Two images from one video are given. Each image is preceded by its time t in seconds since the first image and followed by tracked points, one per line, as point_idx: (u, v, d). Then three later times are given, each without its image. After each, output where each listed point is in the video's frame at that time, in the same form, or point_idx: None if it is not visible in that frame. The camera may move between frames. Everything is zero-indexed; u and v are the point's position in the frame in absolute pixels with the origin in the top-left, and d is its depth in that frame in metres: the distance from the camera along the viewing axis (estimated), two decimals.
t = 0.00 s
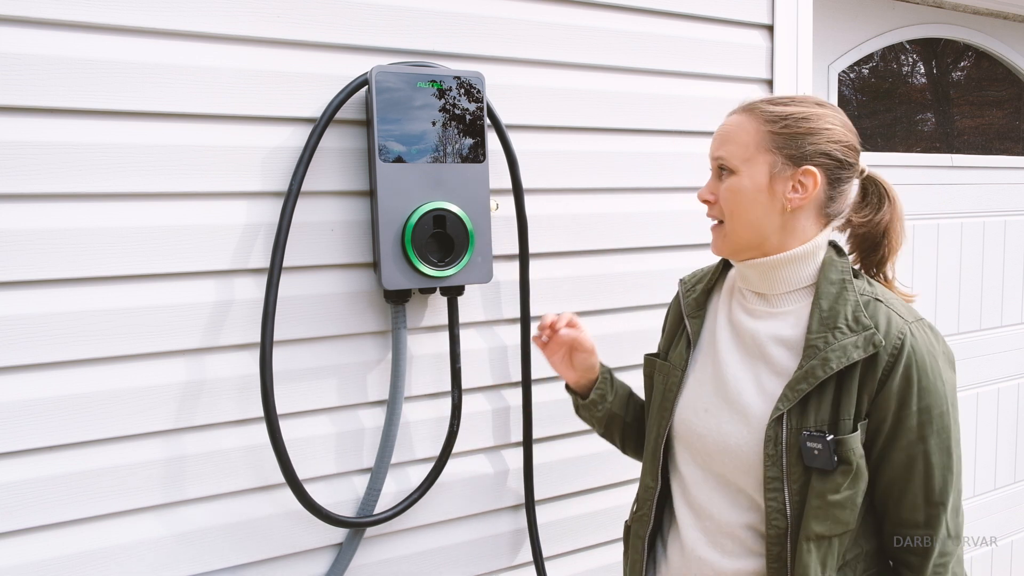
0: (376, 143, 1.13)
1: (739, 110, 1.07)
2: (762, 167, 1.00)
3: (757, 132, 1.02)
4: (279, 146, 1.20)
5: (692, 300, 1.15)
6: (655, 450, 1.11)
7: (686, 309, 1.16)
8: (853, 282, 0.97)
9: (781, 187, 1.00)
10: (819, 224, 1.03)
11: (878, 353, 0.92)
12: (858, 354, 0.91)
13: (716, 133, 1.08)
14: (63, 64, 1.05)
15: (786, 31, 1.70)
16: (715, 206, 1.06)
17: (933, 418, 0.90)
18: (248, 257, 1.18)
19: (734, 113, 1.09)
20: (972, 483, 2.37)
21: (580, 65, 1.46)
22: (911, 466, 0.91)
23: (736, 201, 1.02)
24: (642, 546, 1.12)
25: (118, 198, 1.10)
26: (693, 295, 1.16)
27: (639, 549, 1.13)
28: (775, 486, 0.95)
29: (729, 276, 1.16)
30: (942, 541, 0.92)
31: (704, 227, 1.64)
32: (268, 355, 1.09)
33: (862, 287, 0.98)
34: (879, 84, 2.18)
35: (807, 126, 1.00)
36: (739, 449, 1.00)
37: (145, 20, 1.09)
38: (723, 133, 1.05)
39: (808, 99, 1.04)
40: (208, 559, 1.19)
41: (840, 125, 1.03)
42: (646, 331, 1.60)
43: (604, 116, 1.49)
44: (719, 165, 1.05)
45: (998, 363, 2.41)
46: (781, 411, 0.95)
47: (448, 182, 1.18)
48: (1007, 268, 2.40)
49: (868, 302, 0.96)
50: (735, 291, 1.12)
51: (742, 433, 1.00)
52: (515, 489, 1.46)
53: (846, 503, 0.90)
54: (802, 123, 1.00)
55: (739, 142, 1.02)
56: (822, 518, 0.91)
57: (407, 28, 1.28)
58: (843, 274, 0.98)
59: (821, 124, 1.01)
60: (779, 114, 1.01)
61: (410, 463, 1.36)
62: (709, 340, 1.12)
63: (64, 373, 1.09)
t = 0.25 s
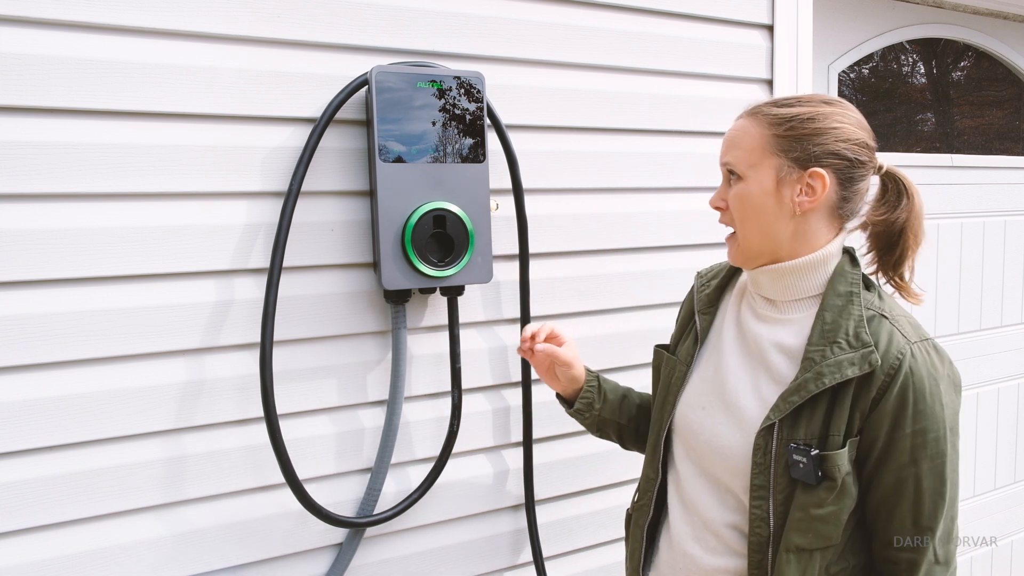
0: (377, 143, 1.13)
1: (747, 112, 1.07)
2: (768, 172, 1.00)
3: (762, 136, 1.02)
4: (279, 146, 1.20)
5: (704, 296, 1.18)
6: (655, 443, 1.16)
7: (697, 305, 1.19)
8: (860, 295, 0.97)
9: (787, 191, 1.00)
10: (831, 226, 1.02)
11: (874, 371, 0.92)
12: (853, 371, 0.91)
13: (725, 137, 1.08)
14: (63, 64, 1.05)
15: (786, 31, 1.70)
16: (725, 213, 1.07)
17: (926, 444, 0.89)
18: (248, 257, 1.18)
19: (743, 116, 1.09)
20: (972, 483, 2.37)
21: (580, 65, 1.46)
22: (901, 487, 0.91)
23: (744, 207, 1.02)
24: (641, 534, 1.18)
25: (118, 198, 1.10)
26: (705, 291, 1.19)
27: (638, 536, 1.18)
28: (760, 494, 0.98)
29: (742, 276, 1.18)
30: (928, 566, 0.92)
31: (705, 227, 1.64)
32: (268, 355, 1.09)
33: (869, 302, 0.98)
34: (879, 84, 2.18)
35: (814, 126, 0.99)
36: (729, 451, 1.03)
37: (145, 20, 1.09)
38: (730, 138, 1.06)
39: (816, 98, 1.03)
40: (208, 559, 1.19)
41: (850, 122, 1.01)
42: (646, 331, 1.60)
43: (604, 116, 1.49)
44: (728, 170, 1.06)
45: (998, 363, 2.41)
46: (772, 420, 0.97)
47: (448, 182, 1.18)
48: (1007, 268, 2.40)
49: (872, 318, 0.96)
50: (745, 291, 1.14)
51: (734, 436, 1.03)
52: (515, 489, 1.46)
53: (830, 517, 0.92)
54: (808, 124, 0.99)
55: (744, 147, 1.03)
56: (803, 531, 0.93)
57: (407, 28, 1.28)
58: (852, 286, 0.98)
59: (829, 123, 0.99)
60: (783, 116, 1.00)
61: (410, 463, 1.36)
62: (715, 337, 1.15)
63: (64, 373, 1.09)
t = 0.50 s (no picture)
0: (377, 143, 1.13)
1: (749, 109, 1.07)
2: (768, 169, 1.01)
3: (763, 133, 1.02)
4: (279, 146, 1.20)
5: (704, 295, 1.19)
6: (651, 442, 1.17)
7: (696, 304, 1.19)
8: (856, 299, 0.97)
9: (787, 189, 1.00)
10: (831, 226, 1.02)
11: (866, 376, 0.92)
12: (844, 375, 0.91)
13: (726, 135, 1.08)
14: (63, 64, 1.05)
15: (786, 31, 1.70)
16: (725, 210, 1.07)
17: (917, 449, 0.89)
18: (248, 257, 1.18)
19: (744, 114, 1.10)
20: (972, 483, 2.37)
21: (580, 65, 1.46)
22: (892, 492, 0.91)
23: (743, 204, 1.02)
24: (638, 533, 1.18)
25: (118, 198, 1.10)
26: (706, 290, 1.19)
27: (636, 536, 1.19)
28: (752, 497, 0.98)
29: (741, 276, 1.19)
30: (919, 572, 0.92)
31: (704, 227, 1.64)
32: (268, 355, 1.09)
33: (863, 305, 0.97)
34: (879, 84, 2.18)
35: (815, 125, 0.99)
36: (722, 452, 1.04)
37: (145, 20, 1.09)
38: (731, 135, 1.06)
39: (818, 97, 1.03)
40: (208, 559, 1.20)
41: (852, 122, 1.01)
42: (646, 331, 1.60)
43: (604, 116, 1.49)
44: (728, 168, 1.06)
45: (998, 363, 2.41)
46: (764, 423, 0.97)
47: (448, 182, 1.18)
48: (1007, 268, 2.40)
49: (867, 322, 0.96)
50: (743, 292, 1.15)
51: (725, 437, 1.03)
52: (515, 489, 1.46)
53: (821, 522, 0.92)
54: (810, 122, 0.99)
55: (745, 144, 1.03)
56: (793, 535, 0.93)
57: (407, 28, 1.28)
58: (847, 290, 0.98)
59: (830, 122, 0.99)
60: (785, 114, 1.01)
61: (410, 463, 1.36)
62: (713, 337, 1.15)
63: (64, 373, 1.09)
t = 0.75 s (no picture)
0: (377, 143, 1.13)
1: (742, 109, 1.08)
2: (761, 167, 1.01)
3: (755, 133, 1.02)
4: (280, 146, 1.20)
5: (699, 296, 1.19)
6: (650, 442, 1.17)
7: (692, 305, 1.20)
8: (850, 297, 0.97)
9: (781, 187, 1.00)
10: (825, 223, 1.02)
11: (863, 372, 0.92)
12: (841, 371, 0.91)
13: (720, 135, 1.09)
14: (63, 64, 1.05)
15: (786, 31, 1.70)
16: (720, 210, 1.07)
17: (916, 445, 0.89)
18: (248, 257, 1.19)
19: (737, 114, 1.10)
20: (972, 483, 2.37)
21: (580, 65, 1.46)
22: (891, 488, 0.91)
23: (738, 203, 1.03)
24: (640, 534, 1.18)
25: (118, 198, 1.10)
26: (701, 291, 1.20)
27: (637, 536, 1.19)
28: (751, 496, 0.98)
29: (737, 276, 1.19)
30: (919, 568, 0.92)
31: (704, 227, 1.64)
32: (268, 355, 1.09)
33: (859, 303, 0.98)
34: (878, 84, 2.18)
35: (806, 123, 0.99)
36: (720, 451, 1.04)
37: (145, 20, 1.09)
38: (724, 136, 1.07)
39: (809, 96, 1.03)
40: (208, 559, 1.20)
41: (844, 120, 1.02)
42: (645, 331, 1.60)
43: (603, 116, 1.49)
44: (722, 168, 1.06)
45: (998, 363, 2.41)
46: (762, 422, 0.97)
47: (448, 182, 1.18)
48: (1006, 268, 2.41)
49: (863, 319, 0.96)
50: (739, 291, 1.15)
51: (723, 436, 1.04)
52: (515, 489, 1.46)
53: (820, 520, 0.92)
54: (802, 120, 0.99)
55: (738, 144, 1.03)
56: (793, 533, 0.93)
57: (407, 28, 1.28)
58: (843, 287, 0.98)
59: (822, 120, 1.00)
60: (776, 113, 1.01)
61: (410, 463, 1.36)
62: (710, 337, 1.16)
63: (64, 373, 1.09)
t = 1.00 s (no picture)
0: (377, 143, 1.13)
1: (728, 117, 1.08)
2: (755, 174, 1.01)
3: (745, 141, 1.02)
4: (279, 146, 1.20)
5: (702, 296, 1.19)
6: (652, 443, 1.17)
7: (694, 305, 1.19)
8: (855, 296, 0.97)
9: (778, 191, 1.00)
10: (825, 221, 1.03)
11: (869, 372, 0.92)
12: (847, 371, 0.91)
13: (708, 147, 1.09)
14: (63, 64, 1.05)
15: (786, 31, 1.70)
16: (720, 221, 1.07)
17: (922, 444, 0.89)
18: (248, 257, 1.18)
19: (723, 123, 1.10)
20: (973, 483, 2.37)
21: (580, 65, 1.46)
22: (895, 488, 0.91)
23: (736, 212, 1.03)
24: (641, 534, 1.18)
25: (118, 198, 1.10)
26: (704, 291, 1.20)
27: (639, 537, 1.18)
28: (757, 496, 0.98)
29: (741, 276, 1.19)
30: (923, 568, 0.92)
31: (704, 227, 1.64)
32: (268, 355, 1.09)
33: (864, 302, 0.98)
34: (878, 84, 2.18)
35: (794, 126, 0.99)
36: (723, 451, 1.03)
37: (145, 20, 1.09)
38: (713, 147, 1.07)
39: (793, 98, 1.03)
40: (208, 559, 1.19)
41: (830, 117, 1.02)
42: (645, 331, 1.60)
43: (603, 116, 1.49)
44: (716, 178, 1.06)
45: (999, 363, 2.41)
46: (767, 422, 0.97)
47: (448, 182, 1.18)
48: (1007, 268, 2.40)
49: (868, 319, 0.96)
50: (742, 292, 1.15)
51: (727, 436, 1.03)
52: (515, 489, 1.46)
53: (826, 519, 0.92)
54: (791, 123, 0.99)
55: (728, 154, 1.03)
56: (799, 532, 0.93)
57: (407, 28, 1.28)
58: (847, 287, 0.98)
59: (809, 121, 1.00)
60: (763, 120, 1.01)
61: (410, 463, 1.36)
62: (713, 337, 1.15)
63: (64, 373, 1.09)
